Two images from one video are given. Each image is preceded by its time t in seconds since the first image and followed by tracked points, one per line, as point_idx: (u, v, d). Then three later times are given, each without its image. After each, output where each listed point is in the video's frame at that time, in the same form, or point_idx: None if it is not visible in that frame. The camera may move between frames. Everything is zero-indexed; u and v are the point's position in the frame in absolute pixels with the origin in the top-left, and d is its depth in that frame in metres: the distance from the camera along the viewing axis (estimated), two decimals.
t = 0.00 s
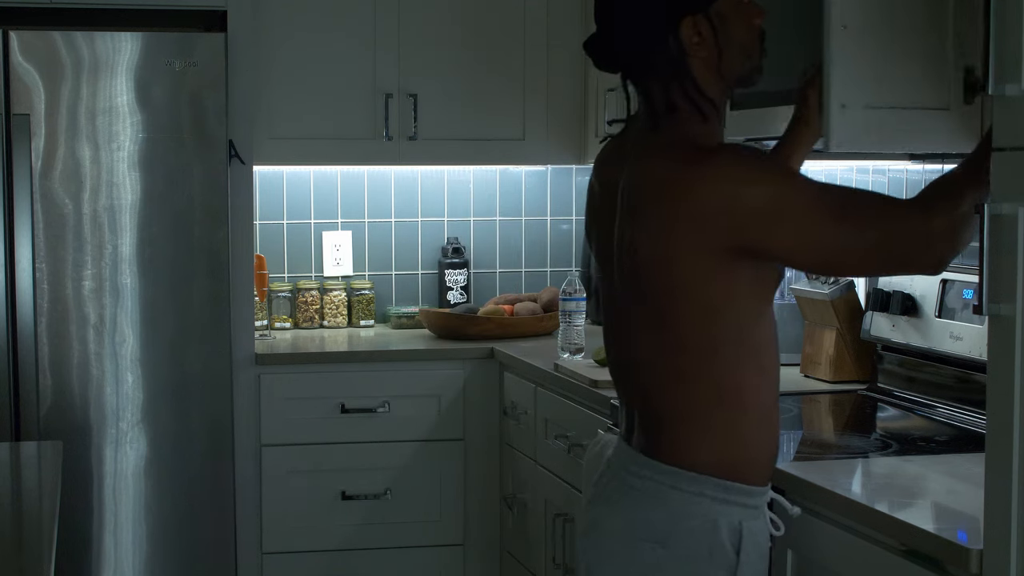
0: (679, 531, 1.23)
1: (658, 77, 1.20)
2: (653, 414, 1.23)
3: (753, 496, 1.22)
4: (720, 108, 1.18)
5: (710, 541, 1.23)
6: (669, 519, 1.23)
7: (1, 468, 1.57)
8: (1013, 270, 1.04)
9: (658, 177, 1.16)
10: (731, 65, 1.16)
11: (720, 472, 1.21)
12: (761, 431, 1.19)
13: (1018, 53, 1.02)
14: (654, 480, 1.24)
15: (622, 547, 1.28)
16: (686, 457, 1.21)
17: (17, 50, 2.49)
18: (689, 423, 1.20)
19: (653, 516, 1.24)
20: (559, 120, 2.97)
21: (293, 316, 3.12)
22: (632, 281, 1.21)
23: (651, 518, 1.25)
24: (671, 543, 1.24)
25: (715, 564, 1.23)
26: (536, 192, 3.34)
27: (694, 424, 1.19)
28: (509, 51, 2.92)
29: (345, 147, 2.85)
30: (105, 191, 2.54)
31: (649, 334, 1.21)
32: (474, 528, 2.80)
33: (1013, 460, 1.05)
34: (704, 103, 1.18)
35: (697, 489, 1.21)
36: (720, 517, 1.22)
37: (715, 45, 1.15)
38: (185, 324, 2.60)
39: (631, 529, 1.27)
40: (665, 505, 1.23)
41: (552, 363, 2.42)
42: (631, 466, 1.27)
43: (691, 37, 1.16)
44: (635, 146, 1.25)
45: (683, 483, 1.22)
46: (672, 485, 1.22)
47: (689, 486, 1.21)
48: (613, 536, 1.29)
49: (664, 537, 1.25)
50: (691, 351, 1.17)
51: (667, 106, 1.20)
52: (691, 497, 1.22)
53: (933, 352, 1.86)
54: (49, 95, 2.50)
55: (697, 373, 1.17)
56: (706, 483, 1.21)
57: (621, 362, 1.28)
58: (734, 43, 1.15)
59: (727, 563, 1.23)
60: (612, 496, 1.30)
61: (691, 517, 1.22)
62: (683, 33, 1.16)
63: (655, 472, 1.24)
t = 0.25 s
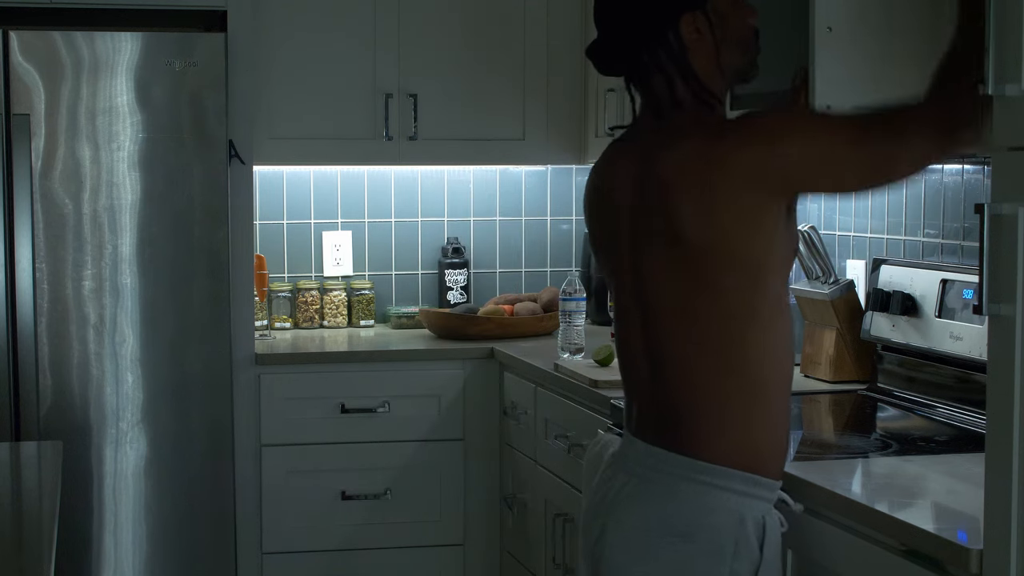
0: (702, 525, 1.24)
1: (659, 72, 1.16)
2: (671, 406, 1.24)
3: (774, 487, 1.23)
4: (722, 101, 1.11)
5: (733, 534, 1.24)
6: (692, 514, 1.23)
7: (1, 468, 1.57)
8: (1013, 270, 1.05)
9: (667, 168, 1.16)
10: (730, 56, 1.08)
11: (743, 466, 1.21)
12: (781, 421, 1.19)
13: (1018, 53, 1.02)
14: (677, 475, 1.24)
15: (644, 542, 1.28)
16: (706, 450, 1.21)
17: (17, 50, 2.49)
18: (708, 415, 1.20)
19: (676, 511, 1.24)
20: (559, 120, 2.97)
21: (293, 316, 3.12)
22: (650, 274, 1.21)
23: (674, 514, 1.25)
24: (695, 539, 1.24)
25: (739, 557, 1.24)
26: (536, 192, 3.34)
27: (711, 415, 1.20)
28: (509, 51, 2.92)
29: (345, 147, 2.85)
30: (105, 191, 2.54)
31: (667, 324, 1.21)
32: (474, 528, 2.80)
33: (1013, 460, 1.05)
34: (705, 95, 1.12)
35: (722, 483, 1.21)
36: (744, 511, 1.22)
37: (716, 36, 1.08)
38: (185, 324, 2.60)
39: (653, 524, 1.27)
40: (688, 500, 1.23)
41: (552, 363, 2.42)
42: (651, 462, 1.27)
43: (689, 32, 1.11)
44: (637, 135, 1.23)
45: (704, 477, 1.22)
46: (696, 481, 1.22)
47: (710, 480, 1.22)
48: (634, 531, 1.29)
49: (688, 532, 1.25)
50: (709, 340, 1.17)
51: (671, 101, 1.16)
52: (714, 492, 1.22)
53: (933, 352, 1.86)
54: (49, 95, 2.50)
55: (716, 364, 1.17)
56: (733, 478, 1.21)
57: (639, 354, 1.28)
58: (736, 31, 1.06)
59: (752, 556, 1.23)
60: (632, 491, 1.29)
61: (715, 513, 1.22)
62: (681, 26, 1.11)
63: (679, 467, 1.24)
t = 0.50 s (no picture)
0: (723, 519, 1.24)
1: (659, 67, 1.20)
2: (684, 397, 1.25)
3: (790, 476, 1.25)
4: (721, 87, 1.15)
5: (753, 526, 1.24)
6: (713, 507, 1.24)
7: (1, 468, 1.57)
8: (1013, 270, 1.05)
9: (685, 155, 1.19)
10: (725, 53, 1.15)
11: (762, 455, 1.23)
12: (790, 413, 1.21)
13: (1018, 53, 1.02)
14: (698, 468, 1.24)
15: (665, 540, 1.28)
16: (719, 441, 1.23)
17: (16, 50, 2.49)
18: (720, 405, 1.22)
19: (697, 506, 1.25)
20: (559, 120, 2.97)
21: (293, 317, 3.12)
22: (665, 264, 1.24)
23: (694, 508, 1.25)
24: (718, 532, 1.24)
25: (760, 549, 1.24)
26: (536, 192, 3.34)
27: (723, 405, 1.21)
28: (509, 51, 2.92)
29: (345, 147, 2.85)
30: (105, 191, 2.54)
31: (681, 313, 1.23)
32: (474, 528, 2.80)
33: (1013, 460, 1.05)
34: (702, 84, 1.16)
35: (744, 476, 1.22)
36: (763, 503, 1.23)
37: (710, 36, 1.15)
38: (185, 324, 2.60)
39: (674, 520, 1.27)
40: (709, 493, 1.24)
41: (552, 363, 2.42)
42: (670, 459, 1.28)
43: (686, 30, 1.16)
44: (644, 132, 1.26)
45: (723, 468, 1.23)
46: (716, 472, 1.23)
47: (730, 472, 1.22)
48: (654, 529, 1.29)
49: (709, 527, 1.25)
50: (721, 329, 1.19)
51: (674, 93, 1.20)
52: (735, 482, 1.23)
53: (933, 352, 1.86)
54: (49, 95, 2.50)
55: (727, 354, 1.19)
56: (754, 470, 1.22)
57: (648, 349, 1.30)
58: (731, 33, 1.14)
59: (772, 548, 1.24)
60: (650, 488, 1.30)
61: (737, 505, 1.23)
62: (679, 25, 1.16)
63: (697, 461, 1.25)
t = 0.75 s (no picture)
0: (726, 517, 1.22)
1: (652, 67, 1.25)
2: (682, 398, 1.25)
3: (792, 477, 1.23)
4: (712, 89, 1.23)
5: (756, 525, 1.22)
6: (715, 503, 1.22)
7: (1, 468, 1.57)
8: (1013, 270, 1.04)
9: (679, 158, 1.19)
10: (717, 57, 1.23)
11: (764, 454, 1.21)
12: (789, 413, 1.21)
13: (1018, 53, 1.02)
14: (701, 465, 1.23)
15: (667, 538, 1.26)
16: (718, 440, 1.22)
17: (17, 50, 2.49)
18: (717, 405, 1.21)
19: (699, 503, 1.23)
20: (558, 120, 2.97)
21: (293, 317, 3.12)
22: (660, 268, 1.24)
23: (696, 506, 1.23)
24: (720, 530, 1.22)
25: (763, 548, 1.21)
26: (536, 192, 3.34)
27: (721, 404, 1.21)
28: (509, 51, 2.92)
29: (345, 147, 2.85)
30: (105, 191, 2.54)
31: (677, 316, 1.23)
32: (474, 528, 2.80)
33: (1013, 460, 1.05)
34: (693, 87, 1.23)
35: (745, 473, 1.21)
36: (765, 501, 1.21)
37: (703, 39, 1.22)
38: (185, 324, 2.60)
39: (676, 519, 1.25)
40: (711, 491, 1.22)
41: (552, 363, 2.42)
42: (672, 458, 1.27)
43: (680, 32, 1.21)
44: (638, 134, 1.29)
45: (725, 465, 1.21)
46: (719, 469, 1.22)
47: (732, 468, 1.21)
48: (656, 528, 1.27)
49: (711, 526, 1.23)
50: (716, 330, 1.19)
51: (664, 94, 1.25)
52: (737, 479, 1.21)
53: (933, 352, 1.86)
54: (49, 95, 2.50)
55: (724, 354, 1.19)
56: (755, 469, 1.21)
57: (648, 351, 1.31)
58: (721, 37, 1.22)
59: (775, 546, 1.22)
60: (653, 489, 1.28)
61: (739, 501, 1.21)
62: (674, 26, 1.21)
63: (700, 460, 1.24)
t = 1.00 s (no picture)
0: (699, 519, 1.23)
1: (644, 66, 1.21)
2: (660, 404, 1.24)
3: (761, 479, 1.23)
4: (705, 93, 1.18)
5: (728, 526, 1.23)
6: (688, 506, 1.23)
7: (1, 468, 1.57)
8: (1013, 270, 1.05)
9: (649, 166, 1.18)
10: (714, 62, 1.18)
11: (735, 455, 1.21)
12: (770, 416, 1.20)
13: (1018, 53, 1.02)
14: (673, 466, 1.24)
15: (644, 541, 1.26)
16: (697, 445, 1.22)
17: (16, 50, 2.49)
18: (698, 410, 1.20)
19: (673, 506, 1.24)
20: (559, 120, 2.97)
21: (293, 316, 3.12)
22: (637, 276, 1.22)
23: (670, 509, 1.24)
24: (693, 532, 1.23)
25: (735, 547, 1.23)
26: (536, 192, 3.34)
27: (702, 409, 1.20)
28: (509, 51, 2.92)
29: (345, 147, 2.85)
30: (105, 191, 2.54)
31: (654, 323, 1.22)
32: (475, 528, 2.80)
33: (1013, 460, 1.05)
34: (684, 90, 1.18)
35: (714, 475, 1.21)
36: (736, 502, 1.22)
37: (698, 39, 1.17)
38: (185, 324, 2.60)
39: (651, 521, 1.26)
40: (682, 493, 1.23)
41: (552, 363, 2.42)
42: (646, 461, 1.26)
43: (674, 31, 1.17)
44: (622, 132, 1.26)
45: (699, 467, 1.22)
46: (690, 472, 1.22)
47: (704, 470, 1.21)
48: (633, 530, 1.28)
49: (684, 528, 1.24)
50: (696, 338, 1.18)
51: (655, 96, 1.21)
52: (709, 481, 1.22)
53: (933, 352, 1.86)
54: (49, 95, 2.50)
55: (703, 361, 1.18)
56: (726, 470, 1.21)
57: (626, 357, 1.29)
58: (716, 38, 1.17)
59: (747, 545, 1.23)
60: (628, 489, 1.29)
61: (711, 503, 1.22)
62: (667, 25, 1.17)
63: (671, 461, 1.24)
